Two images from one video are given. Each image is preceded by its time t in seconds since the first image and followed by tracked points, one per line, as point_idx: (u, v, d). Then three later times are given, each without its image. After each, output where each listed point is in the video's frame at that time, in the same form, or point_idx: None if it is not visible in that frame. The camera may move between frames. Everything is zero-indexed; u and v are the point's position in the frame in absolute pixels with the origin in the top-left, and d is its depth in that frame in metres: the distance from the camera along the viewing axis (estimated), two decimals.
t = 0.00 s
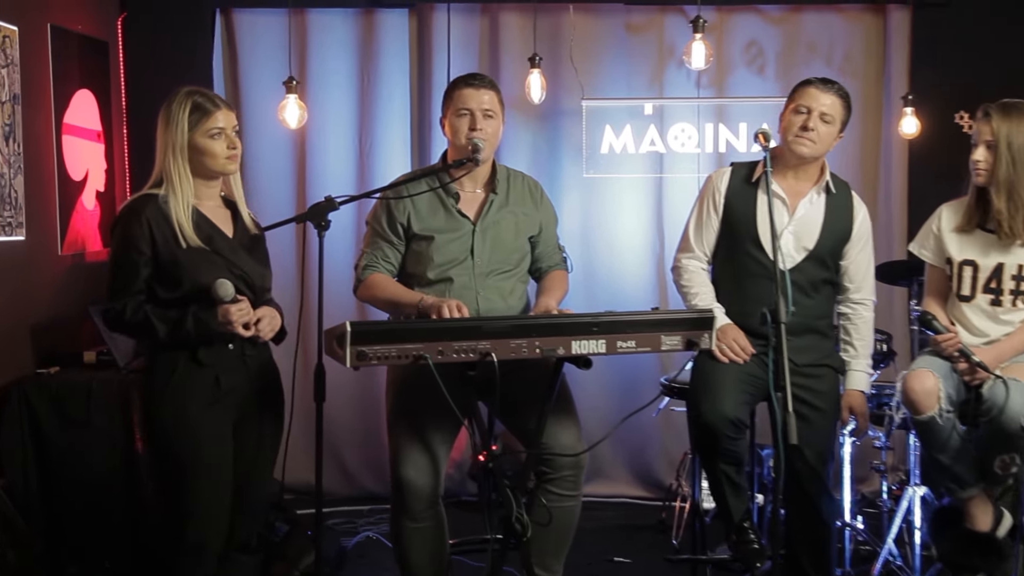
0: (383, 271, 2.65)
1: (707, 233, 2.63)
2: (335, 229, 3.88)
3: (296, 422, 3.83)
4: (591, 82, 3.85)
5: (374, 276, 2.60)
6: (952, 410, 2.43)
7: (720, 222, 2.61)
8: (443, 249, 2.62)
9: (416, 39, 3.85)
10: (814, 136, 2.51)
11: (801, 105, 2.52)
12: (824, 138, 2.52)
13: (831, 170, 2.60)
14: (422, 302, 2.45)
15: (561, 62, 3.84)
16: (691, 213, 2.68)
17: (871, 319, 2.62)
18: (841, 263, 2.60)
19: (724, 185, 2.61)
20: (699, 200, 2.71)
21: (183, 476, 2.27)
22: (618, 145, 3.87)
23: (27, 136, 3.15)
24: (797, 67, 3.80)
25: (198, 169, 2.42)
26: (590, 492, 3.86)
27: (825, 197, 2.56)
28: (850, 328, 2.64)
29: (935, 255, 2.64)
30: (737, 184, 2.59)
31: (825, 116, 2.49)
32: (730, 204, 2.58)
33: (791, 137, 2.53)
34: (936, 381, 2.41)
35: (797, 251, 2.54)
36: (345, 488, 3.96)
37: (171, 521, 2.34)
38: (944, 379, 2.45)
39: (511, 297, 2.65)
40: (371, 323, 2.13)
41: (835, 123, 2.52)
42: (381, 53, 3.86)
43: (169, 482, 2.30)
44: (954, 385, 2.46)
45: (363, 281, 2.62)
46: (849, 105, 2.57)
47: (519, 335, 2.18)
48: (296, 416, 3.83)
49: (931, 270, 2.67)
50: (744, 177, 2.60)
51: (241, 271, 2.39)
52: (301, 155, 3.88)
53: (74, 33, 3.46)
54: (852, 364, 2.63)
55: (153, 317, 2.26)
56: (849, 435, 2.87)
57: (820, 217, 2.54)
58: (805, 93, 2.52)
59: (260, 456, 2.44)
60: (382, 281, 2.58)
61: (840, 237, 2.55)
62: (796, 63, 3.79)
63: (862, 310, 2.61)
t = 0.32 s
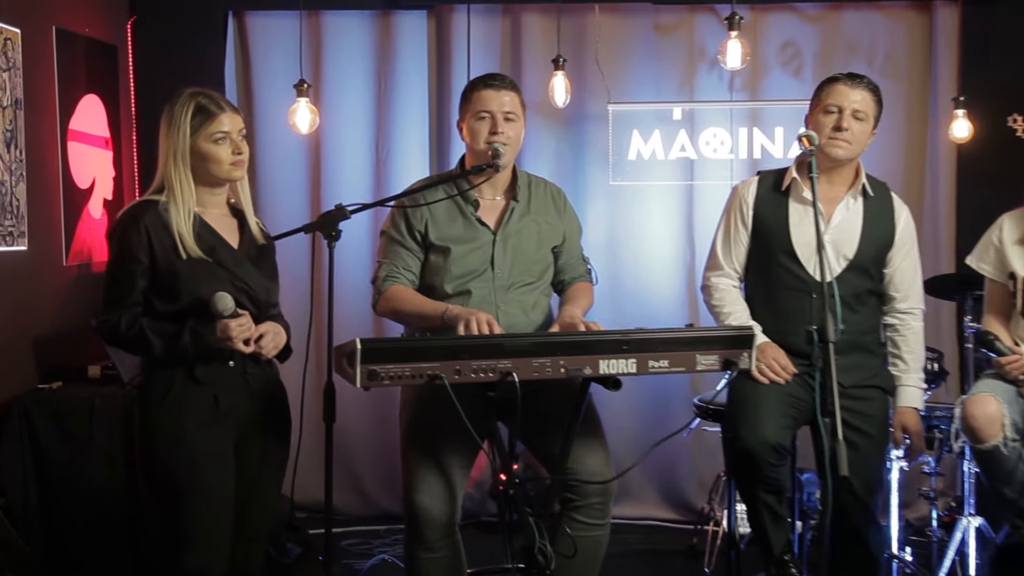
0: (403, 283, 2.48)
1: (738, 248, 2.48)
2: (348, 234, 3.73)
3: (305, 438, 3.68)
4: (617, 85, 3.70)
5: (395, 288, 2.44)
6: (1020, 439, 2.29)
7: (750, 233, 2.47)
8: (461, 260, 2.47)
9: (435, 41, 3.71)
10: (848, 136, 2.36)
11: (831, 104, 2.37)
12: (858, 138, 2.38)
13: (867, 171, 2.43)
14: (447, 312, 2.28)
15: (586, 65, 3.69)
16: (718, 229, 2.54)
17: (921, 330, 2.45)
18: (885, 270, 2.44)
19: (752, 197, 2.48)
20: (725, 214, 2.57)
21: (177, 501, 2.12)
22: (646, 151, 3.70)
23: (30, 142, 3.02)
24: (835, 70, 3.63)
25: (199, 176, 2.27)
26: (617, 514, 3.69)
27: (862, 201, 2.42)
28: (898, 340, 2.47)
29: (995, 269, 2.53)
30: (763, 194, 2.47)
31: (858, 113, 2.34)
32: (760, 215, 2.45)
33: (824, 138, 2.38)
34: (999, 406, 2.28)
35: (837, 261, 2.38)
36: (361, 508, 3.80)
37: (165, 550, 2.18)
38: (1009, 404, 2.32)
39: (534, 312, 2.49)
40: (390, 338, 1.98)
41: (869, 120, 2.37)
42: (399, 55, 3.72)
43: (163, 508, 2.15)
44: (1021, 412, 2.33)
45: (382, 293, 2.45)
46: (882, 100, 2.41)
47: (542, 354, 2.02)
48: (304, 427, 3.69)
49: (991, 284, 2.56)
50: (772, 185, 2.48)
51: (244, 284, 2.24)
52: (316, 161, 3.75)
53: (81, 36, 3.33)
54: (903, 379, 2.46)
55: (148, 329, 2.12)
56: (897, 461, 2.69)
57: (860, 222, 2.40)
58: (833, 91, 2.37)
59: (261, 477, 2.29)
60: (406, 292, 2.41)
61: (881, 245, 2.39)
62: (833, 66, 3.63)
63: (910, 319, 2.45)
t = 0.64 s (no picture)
0: (426, 294, 2.31)
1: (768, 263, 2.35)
2: (360, 242, 3.59)
3: (317, 454, 3.53)
4: (645, 87, 3.54)
5: (418, 299, 2.26)
6: None
7: (779, 246, 2.34)
8: (480, 271, 2.32)
9: (454, 41, 3.57)
10: (878, 136, 2.25)
11: (856, 104, 2.27)
12: (889, 137, 2.27)
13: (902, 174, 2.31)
14: (472, 329, 2.12)
15: (613, 66, 3.54)
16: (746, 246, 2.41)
17: (969, 339, 2.27)
18: (930, 279, 2.29)
19: (780, 207, 2.35)
20: (753, 229, 2.44)
21: (176, 530, 1.97)
22: (676, 155, 3.55)
23: (33, 147, 2.89)
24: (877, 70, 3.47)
25: (203, 180, 2.12)
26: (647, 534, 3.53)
27: (899, 205, 2.29)
28: (946, 353, 2.30)
29: None
30: (791, 205, 2.33)
31: (886, 110, 2.24)
32: (791, 225, 2.30)
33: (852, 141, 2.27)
34: None
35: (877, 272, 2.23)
36: (378, 527, 3.66)
37: None
38: None
39: (558, 325, 2.33)
40: (402, 355, 1.83)
41: (899, 117, 2.27)
42: (418, 57, 3.59)
43: (161, 536, 2.00)
44: None
45: (403, 305, 2.28)
46: (909, 96, 2.31)
47: (566, 372, 1.87)
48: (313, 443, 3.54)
49: None
50: (798, 196, 2.34)
51: (248, 295, 2.09)
52: (332, 167, 3.61)
53: (87, 38, 3.21)
54: (952, 394, 2.27)
55: (145, 345, 1.97)
56: (948, 484, 2.52)
57: (898, 228, 2.26)
58: (857, 89, 2.28)
59: (265, 508, 2.14)
60: (426, 305, 2.25)
61: (926, 252, 2.25)
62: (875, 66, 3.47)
63: (959, 329, 2.28)
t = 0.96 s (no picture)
0: (442, 304, 2.17)
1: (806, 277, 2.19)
2: (373, 248, 3.46)
3: (333, 471, 3.39)
4: (674, 87, 3.39)
5: (432, 310, 2.12)
6: None
7: (817, 257, 2.19)
8: (499, 281, 2.18)
9: (474, 41, 3.43)
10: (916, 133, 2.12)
11: (888, 102, 2.16)
12: (928, 134, 2.14)
13: (948, 175, 2.16)
14: (489, 345, 1.98)
15: (640, 65, 3.39)
16: (783, 259, 2.26)
17: None
18: (984, 287, 2.13)
19: (816, 217, 2.19)
20: (788, 241, 2.28)
21: (177, 561, 1.82)
22: (707, 159, 3.40)
23: (36, 151, 2.77)
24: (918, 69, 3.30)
25: (202, 185, 1.99)
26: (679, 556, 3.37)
27: (946, 209, 2.12)
28: (1003, 368, 2.13)
29: None
30: (827, 213, 2.17)
31: (920, 105, 2.13)
32: (828, 236, 2.15)
33: (887, 140, 2.15)
34: None
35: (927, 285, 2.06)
36: (397, 547, 3.51)
37: None
38: None
39: (580, 341, 2.19)
40: (413, 374, 1.69)
41: (936, 112, 2.15)
42: (438, 58, 3.45)
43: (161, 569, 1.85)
44: None
45: (417, 317, 2.14)
46: (946, 91, 2.19)
47: (590, 393, 1.72)
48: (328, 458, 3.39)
49: None
50: (836, 202, 2.18)
51: (253, 309, 1.95)
52: (348, 172, 3.48)
53: (94, 38, 3.09)
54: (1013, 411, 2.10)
55: (146, 366, 1.83)
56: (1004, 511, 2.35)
57: (949, 235, 2.10)
58: (888, 87, 2.17)
59: (275, 532, 1.99)
60: (442, 316, 2.10)
61: (980, 258, 2.09)
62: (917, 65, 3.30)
63: (1018, 341, 2.12)
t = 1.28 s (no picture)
0: (455, 317, 2.03)
1: (850, 287, 2.07)
2: (389, 256, 3.33)
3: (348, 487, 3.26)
4: (705, 88, 3.24)
5: (444, 323, 1.99)
6: None
7: (861, 267, 2.06)
8: (516, 292, 2.04)
9: (496, 41, 3.29)
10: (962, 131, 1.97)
11: (929, 99, 2.00)
12: (977, 132, 1.99)
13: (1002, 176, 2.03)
14: (507, 358, 1.83)
15: (669, 65, 3.25)
16: (825, 268, 2.14)
17: None
18: None
19: (859, 224, 2.08)
20: (830, 249, 2.15)
21: None
22: (739, 163, 3.26)
23: (36, 156, 2.65)
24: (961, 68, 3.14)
25: (202, 188, 1.85)
26: None
27: (1002, 213, 2.00)
28: None
29: None
30: (873, 218, 2.06)
31: (965, 101, 1.97)
32: (874, 244, 2.03)
33: (932, 140, 1.99)
34: None
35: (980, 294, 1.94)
36: (414, 566, 3.37)
37: None
38: None
39: (605, 356, 2.06)
40: (421, 395, 1.55)
41: (983, 107, 1.99)
42: (458, 59, 3.32)
43: None
44: None
45: (429, 330, 2.00)
46: (992, 83, 2.04)
47: (616, 415, 1.58)
48: (342, 474, 3.26)
49: None
50: (882, 208, 2.07)
51: (259, 325, 1.80)
52: (365, 177, 3.36)
53: (99, 39, 2.97)
54: None
55: (141, 390, 1.67)
56: None
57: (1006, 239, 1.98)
58: (928, 83, 2.02)
59: (275, 565, 1.85)
60: (455, 330, 1.96)
61: None
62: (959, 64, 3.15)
63: None
